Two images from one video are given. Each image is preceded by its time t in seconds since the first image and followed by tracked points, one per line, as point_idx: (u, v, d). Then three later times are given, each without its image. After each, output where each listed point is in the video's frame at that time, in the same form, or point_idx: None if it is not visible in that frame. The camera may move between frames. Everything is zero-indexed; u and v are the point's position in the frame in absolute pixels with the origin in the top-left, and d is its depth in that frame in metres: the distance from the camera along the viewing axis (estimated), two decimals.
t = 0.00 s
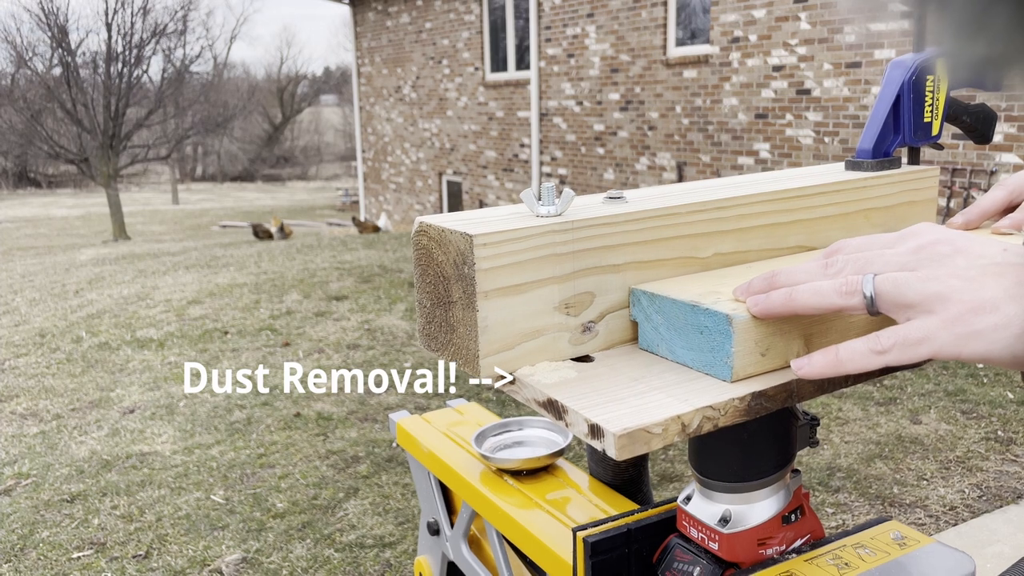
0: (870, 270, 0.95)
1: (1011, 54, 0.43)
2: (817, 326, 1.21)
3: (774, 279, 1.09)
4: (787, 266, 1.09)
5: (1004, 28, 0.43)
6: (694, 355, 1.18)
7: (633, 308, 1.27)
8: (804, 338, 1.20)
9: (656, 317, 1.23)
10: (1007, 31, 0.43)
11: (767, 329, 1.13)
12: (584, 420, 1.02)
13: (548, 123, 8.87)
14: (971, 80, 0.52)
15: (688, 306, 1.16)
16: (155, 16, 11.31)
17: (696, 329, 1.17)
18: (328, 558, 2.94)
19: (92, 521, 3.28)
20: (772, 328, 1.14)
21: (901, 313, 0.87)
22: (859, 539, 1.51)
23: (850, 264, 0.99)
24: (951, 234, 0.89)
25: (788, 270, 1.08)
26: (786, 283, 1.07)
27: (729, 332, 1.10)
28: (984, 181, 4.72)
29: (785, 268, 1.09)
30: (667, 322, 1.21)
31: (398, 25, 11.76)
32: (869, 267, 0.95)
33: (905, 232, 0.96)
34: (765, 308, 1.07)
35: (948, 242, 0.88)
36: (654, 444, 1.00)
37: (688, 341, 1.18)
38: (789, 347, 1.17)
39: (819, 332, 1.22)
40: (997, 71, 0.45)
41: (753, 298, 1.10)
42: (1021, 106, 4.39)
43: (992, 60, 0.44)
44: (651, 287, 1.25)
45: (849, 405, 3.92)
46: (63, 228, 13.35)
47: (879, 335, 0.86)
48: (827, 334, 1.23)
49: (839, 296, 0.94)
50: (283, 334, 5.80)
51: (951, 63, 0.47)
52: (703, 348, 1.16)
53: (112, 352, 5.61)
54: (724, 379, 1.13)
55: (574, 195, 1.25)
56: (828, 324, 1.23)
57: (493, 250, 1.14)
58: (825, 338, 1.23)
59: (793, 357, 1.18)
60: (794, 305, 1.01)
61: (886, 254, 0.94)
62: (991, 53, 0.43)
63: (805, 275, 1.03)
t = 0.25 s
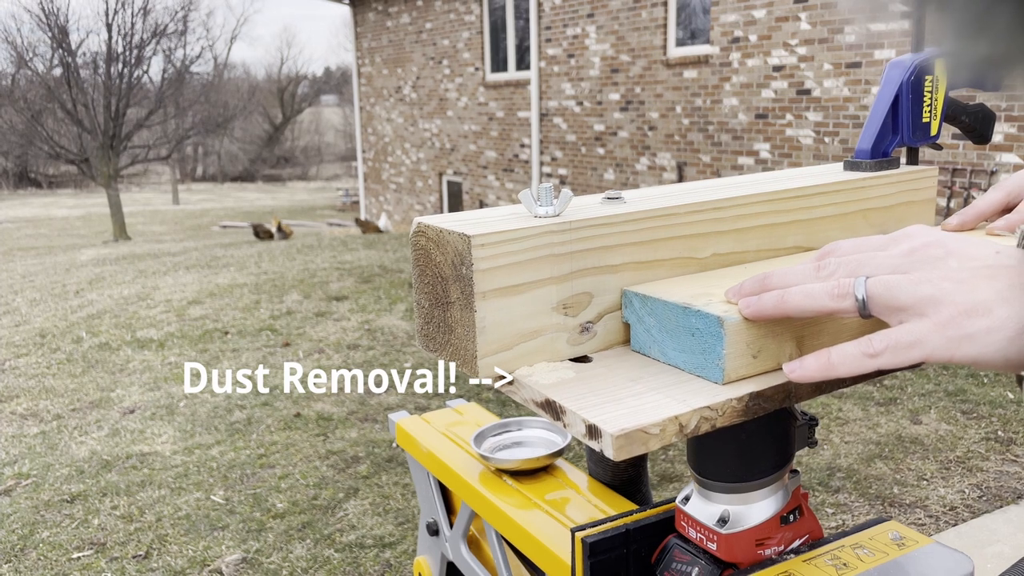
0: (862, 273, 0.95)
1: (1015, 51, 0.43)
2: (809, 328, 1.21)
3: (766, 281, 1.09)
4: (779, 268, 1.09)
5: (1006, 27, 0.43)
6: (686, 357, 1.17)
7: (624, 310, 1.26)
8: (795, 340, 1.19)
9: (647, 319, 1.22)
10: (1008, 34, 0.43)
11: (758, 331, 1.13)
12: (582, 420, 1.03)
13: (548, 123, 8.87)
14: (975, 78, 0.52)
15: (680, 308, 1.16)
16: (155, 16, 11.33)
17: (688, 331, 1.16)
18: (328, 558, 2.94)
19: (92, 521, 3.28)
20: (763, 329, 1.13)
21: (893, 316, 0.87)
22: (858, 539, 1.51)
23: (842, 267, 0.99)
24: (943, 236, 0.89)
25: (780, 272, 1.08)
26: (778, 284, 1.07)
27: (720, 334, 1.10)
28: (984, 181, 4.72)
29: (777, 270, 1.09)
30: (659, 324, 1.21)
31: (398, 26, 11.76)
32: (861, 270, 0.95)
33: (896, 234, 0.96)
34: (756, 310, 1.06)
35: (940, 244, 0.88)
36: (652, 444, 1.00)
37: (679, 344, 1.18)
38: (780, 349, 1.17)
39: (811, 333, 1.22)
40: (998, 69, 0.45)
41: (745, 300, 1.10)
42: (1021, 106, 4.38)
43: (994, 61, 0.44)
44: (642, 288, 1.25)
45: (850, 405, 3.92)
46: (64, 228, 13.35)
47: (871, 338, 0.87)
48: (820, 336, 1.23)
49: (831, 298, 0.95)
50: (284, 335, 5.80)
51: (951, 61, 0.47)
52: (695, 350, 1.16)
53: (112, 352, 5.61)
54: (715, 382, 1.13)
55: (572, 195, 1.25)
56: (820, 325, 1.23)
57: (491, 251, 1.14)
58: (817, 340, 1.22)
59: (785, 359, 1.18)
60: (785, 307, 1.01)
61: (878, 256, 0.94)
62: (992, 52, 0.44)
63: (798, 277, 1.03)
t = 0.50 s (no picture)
0: (853, 274, 0.94)
1: (1013, 52, 0.47)
2: (801, 331, 1.20)
3: (756, 283, 1.08)
4: (770, 270, 1.08)
5: (1004, 27, 0.47)
6: (677, 359, 1.16)
7: (617, 311, 1.25)
8: (788, 342, 1.18)
9: (639, 321, 1.21)
10: (1004, 36, 0.47)
11: (750, 333, 1.12)
12: (580, 421, 1.03)
13: (549, 123, 8.87)
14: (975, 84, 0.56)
15: (671, 310, 1.15)
16: (155, 16, 11.34)
17: (680, 333, 1.15)
18: (328, 558, 2.94)
19: (93, 522, 3.28)
20: (755, 331, 1.13)
21: (884, 317, 0.88)
22: (857, 539, 1.51)
23: (833, 269, 0.98)
24: (934, 238, 0.89)
25: (771, 274, 1.07)
26: (769, 286, 1.06)
27: (712, 336, 1.09)
28: (984, 182, 4.72)
29: (768, 272, 1.08)
30: (650, 325, 1.20)
31: (398, 26, 11.76)
32: (852, 272, 0.95)
33: (888, 236, 0.96)
34: (747, 312, 1.05)
35: (930, 245, 0.88)
36: (651, 444, 1.00)
37: (671, 345, 1.17)
38: (772, 351, 1.16)
39: (804, 335, 1.20)
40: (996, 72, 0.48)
41: (736, 302, 1.09)
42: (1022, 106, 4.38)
43: (990, 61, 0.47)
44: (634, 290, 1.24)
45: (850, 405, 3.92)
46: (64, 228, 13.35)
47: (862, 340, 0.87)
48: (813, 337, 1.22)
49: (822, 300, 0.94)
50: (284, 335, 5.81)
51: (955, 63, 0.51)
52: (686, 352, 1.15)
53: (113, 352, 5.62)
54: (707, 384, 1.12)
55: (571, 195, 1.25)
56: (814, 328, 1.21)
57: (491, 251, 1.14)
58: (810, 341, 1.20)
59: (777, 361, 1.17)
60: (776, 309, 1.00)
61: (869, 259, 0.94)
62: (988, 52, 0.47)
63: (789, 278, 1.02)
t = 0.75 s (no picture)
0: (845, 277, 0.94)
1: (1015, 52, 0.47)
2: (794, 332, 1.19)
3: (750, 285, 1.08)
4: (763, 272, 1.08)
5: (1005, 27, 0.47)
6: (670, 360, 1.16)
7: (609, 313, 1.25)
8: (781, 344, 1.18)
9: (632, 323, 1.21)
10: (1005, 36, 0.47)
11: (742, 334, 1.12)
12: (580, 421, 1.03)
13: (549, 123, 8.87)
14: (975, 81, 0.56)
15: (664, 311, 1.15)
16: (156, 17, 11.35)
17: (673, 335, 1.15)
18: (329, 559, 2.94)
19: (93, 522, 3.29)
20: (748, 333, 1.12)
21: (877, 319, 0.88)
22: (857, 539, 1.51)
23: (826, 271, 0.98)
24: (928, 238, 0.89)
25: (764, 275, 1.07)
26: (762, 288, 1.06)
27: (704, 338, 1.09)
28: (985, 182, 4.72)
29: (760, 274, 1.08)
30: (644, 327, 1.19)
31: (399, 26, 11.76)
32: (845, 274, 0.95)
33: (881, 237, 0.96)
34: (740, 314, 1.05)
35: (923, 246, 0.88)
36: (651, 445, 1.00)
37: (664, 347, 1.17)
38: (764, 353, 1.16)
39: (797, 337, 1.20)
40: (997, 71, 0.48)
41: (729, 304, 1.09)
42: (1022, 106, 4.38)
43: (991, 60, 0.48)
44: (627, 291, 1.23)
45: (850, 405, 3.92)
46: (65, 229, 13.36)
47: (854, 342, 0.87)
48: (807, 338, 1.21)
49: (815, 302, 0.94)
50: (284, 335, 5.81)
51: (957, 63, 0.51)
52: (679, 354, 1.14)
53: (113, 352, 5.62)
54: (699, 386, 1.11)
55: (572, 196, 1.25)
56: (808, 328, 1.21)
57: (490, 252, 1.14)
58: (803, 343, 1.20)
59: (770, 362, 1.17)
60: (769, 311, 1.01)
61: (861, 260, 0.94)
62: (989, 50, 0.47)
63: (782, 280, 1.02)
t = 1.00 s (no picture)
0: (841, 280, 0.94)
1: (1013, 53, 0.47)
2: (790, 335, 1.18)
3: (744, 288, 1.07)
4: (757, 275, 1.07)
5: (1004, 27, 0.47)
6: (665, 363, 1.15)
7: (606, 316, 1.24)
8: (777, 347, 1.17)
9: (627, 326, 1.20)
10: (1003, 39, 0.47)
11: (738, 337, 1.11)
12: (583, 423, 1.03)
13: (550, 123, 8.87)
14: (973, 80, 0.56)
15: (659, 314, 1.14)
16: (157, 17, 11.37)
17: (668, 338, 1.14)
18: (330, 559, 2.94)
19: (94, 522, 3.29)
20: (743, 336, 1.11)
21: (873, 322, 0.88)
22: (859, 540, 1.51)
23: (822, 274, 0.97)
24: (924, 241, 0.89)
25: (758, 279, 1.06)
26: (757, 291, 1.05)
27: (699, 341, 1.08)
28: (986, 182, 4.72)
29: (755, 276, 1.07)
30: (639, 330, 1.19)
31: (400, 26, 11.76)
32: (841, 276, 0.94)
33: (878, 240, 0.96)
34: (735, 317, 1.05)
35: (919, 249, 0.88)
36: (653, 446, 1.00)
37: (659, 350, 1.16)
38: (760, 356, 1.15)
39: (794, 340, 1.19)
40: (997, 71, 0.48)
41: (724, 307, 1.08)
42: None
43: (990, 63, 0.48)
44: (624, 294, 1.23)
45: (851, 406, 3.92)
46: (66, 229, 13.38)
47: (851, 345, 0.87)
48: (804, 342, 1.20)
49: (809, 305, 0.94)
50: (285, 335, 5.82)
51: (956, 63, 0.51)
52: (674, 357, 1.14)
53: (114, 352, 5.63)
54: (695, 390, 1.11)
55: (573, 197, 1.25)
56: (804, 331, 1.20)
57: (493, 253, 1.14)
58: (799, 346, 1.19)
59: (767, 366, 1.16)
60: (764, 314, 1.00)
61: (857, 264, 0.93)
62: (989, 50, 0.47)
63: (776, 282, 1.02)
